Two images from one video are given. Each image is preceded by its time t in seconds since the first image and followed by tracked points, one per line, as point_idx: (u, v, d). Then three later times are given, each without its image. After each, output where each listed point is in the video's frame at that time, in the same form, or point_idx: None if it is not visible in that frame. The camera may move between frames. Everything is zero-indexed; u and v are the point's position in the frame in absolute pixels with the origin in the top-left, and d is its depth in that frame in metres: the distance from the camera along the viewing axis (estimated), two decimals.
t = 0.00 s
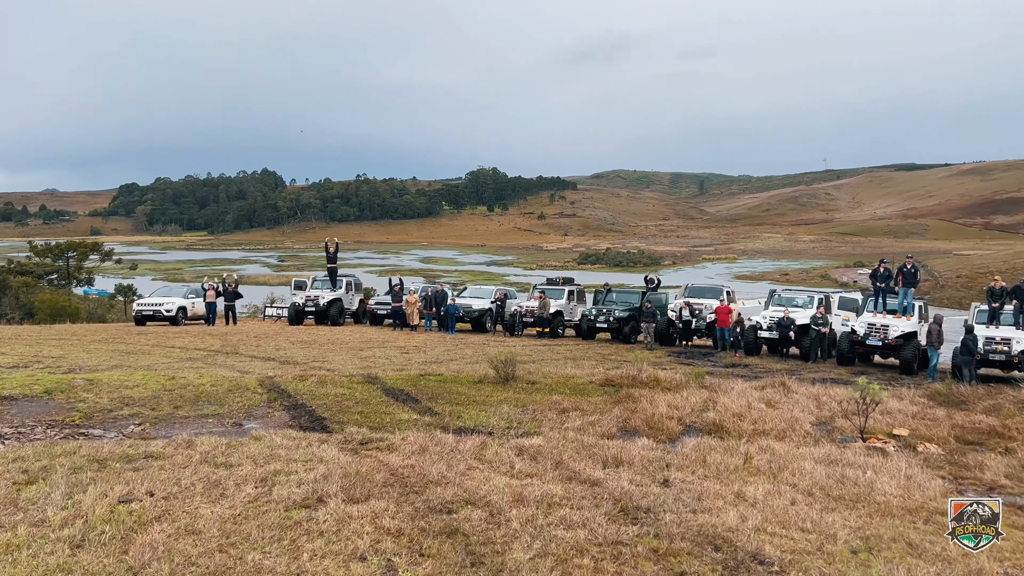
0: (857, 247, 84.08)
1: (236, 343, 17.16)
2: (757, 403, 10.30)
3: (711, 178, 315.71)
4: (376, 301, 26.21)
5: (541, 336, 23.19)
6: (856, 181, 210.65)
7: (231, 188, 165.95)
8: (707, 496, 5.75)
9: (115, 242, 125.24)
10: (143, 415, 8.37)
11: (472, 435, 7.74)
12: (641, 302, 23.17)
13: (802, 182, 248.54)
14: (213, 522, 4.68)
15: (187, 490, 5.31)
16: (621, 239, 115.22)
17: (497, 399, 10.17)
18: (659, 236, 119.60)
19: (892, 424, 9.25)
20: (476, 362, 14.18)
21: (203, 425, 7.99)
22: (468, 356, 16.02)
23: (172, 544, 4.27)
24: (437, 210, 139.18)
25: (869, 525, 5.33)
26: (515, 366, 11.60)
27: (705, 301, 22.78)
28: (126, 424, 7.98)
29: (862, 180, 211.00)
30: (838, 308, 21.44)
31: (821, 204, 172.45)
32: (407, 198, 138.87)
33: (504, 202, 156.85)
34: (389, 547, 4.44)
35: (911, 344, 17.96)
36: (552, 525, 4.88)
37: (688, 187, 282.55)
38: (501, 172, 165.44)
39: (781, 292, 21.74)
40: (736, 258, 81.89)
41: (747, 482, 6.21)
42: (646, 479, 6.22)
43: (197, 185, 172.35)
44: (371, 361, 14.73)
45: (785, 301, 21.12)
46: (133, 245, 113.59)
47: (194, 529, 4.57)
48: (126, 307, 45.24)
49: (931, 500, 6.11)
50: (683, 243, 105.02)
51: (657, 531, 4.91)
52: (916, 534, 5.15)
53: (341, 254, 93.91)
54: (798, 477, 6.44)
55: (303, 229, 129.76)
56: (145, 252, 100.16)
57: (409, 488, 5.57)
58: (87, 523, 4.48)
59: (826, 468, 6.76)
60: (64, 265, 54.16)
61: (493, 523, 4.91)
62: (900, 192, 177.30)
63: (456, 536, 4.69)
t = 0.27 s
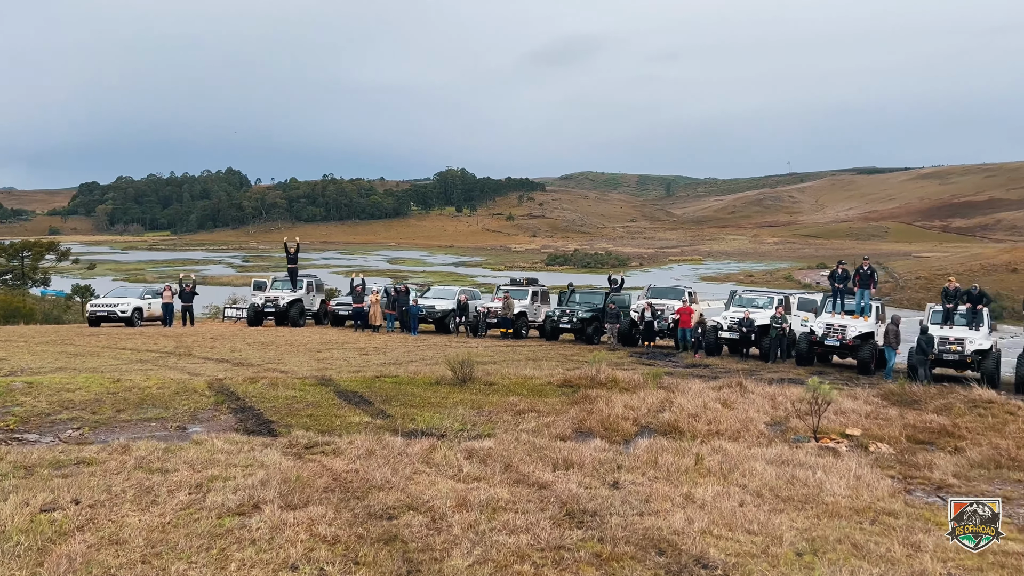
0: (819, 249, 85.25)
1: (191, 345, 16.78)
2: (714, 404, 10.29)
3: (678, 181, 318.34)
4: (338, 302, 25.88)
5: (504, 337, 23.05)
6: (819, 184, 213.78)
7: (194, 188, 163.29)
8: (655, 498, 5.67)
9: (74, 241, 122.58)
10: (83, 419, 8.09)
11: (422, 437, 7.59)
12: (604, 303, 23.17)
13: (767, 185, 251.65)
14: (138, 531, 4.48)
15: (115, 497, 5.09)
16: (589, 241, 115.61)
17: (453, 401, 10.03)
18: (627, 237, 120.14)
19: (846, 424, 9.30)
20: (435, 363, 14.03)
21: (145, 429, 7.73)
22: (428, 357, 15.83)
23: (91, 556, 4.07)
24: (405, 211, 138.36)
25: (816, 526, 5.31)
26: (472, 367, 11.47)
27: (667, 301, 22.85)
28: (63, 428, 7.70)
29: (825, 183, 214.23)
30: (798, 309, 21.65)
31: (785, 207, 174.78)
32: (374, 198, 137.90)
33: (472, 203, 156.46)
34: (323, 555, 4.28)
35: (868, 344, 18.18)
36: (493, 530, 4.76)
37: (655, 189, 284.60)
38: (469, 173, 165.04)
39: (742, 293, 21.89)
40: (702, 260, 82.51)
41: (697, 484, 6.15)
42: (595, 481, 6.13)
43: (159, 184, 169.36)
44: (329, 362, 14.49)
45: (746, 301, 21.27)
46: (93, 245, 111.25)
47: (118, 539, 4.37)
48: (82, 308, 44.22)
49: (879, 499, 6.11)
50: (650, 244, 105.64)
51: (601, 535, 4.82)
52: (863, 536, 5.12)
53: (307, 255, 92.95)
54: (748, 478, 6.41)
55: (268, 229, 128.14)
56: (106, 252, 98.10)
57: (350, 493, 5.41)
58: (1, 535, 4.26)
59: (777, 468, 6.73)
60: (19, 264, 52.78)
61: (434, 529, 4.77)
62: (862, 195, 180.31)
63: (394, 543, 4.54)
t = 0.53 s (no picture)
0: (781, 251, 86.40)
1: (141, 348, 16.35)
2: (669, 405, 10.25)
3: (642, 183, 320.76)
4: (296, 303, 25.47)
5: (465, 338, 22.87)
6: (781, 187, 216.88)
7: (154, 187, 160.28)
8: (601, 502, 5.57)
9: (28, 241, 119.57)
10: (14, 426, 7.76)
11: (369, 441, 7.41)
12: (565, 303, 23.12)
13: (730, 187, 254.62)
14: (54, 545, 4.25)
15: (35, 509, 4.84)
16: (555, 241, 115.78)
17: (405, 403, 9.86)
18: (592, 238, 120.60)
19: (798, 424, 9.32)
20: (391, 365, 13.81)
21: (79, 435, 7.43)
22: (385, 358, 15.62)
23: None
24: (369, 211, 137.35)
25: (762, 529, 5.25)
26: (427, 369, 11.30)
27: (628, 302, 22.89)
28: None
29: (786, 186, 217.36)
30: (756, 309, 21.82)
31: (748, 209, 177.02)
32: (338, 198, 136.66)
33: (438, 203, 155.84)
34: (250, 568, 4.09)
35: (823, 344, 18.39)
36: (432, 538, 4.62)
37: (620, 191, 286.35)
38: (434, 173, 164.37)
39: (701, 294, 21.99)
40: (666, 261, 83.09)
41: (645, 487, 6.07)
42: (542, 485, 6.01)
43: (118, 184, 165.98)
44: (282, 365, 14.20)
45: (705, 302, 21.38)
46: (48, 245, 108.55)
47: (31, 554, 4.14)
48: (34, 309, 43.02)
49: (826, 501, 6.09)
50: (615, 246, 106.16)
51: (543, 542, 4.69)
52: (809, 539, 5.07)
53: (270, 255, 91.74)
54: (697, 480, 6.35)
55: (230, 230, 126.26)
56: (61, 252, 95.74)
57: (285, 502, 5.22)
58: None
59: (726, 470, 6.68)
60: None
61: (370, 538, 4.60)
62: (822, 197, 183.29)
63: (326, 553, 4.37)
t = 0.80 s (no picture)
0: (740, 253, 87.45)
1: (85, 350, 15.85)
2: (622, 405, 10.17)
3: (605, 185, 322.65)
4: (250, 305, 24.95)
5: (422, 339, 22.60)
6: (741, 190, 219.77)
7: (109, 187, 156.77)
8: (545, 504, 5.44)
9: None
10: None
11: (311, 445, 7.19)
12: (524, 304, 23.01)
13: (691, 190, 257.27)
14: None
15: None
16: (518, 243, 115.73)
17: (354, 405, 9.64)
18: (555, 240, 120.81)
19: (749, 424, 9.29)
20: (343, 366, 13.54)
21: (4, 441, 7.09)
22: (338, 360, 15.31)
23: None
24: (331, 212, 135.90)
25: (707, 530, 5.17)
26: (377, 371, 11.08)
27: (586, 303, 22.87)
28: None
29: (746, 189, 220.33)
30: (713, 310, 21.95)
31: (708, 212, 178.97)
32: (299, 199, 135.00)
33: (400, 204, 154.82)
34: None
35: (778, 344, 18.56)
36: (366, 545, 4.44)
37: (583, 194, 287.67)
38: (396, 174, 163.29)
39: (659, 294, 22.05)
40: (628, 263, 83.56)
41: (591, 488, 5.96)
42: (485, 488, 5.86)
43: (71, 184, 161.92)
44: (231, 367, 13.83)
45: (663, 302, 21.45)
46: None
47: None
48: None
49: (773, 500, 6.04)
50: (577, 248, 106.48)
51: (481, 546, 4.55)
52: (754, 540, 5.00)
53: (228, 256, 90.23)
54: (644, 481, 6.25)
55: (187, 230, 123.94)
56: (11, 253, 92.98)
57: (215, 508, 5.00)
58: None
59: (674, 470, 6.60)
60: None
61: (301, 545, 4.42)
62: (780, 200, 186.10)
63: (253, 562, 4.18)
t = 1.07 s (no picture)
0: (699, 255, 88.30)
1: (21, 353, 15.26)
2: (572, 406, 10.04)
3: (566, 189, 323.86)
4: (201, 307, 24.38)
5: (377, 341, 22.28)
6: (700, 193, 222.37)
7: (60, 187, 152.81)
8: (482, 510, 5.28)
9: None
10: None
11: (246, 450, 6.93)
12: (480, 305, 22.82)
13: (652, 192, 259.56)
14: None
15: None
16: (480, 245, 115.46)
17: (297, 409, 9.35)
18: (517, 242, 120.76)
19: (697, 425, 9.24)
20: (291, 369, 13.21)
21: None
22: (287, 363, 14.96)
23: None
24: (289, 213, 134.14)
25: (645, 534, 5.07)
26: (324, 373, 10.80)
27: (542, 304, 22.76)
28: None
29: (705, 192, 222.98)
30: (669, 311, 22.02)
31: (668, 214, 180.65)
32: (257, 200, 133.04)
33: (360, 205, 153.49)
34: None
35: (731, 345, 18.68)
36: (290, 557, 4.24)
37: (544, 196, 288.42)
38: (356, 175, 161.83)
39: (615, 295, 22.04)
40: (589, 265, 83.90)
41: (532, 492, 5.81)
42: (422, 494, 5.68)
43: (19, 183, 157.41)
44: (175, 370, 13.41)
45: (619, 303, 21.48)
46: None
47: None
48: None
49: (716, 502, 5.95)
50: (538, 249, 106.59)
51: (411, 556, 4.38)
52: (695, 544, 4.89)
53: (183, 258, 88.43)
54: (587, 484, 6.12)
55: (141, 231, 121.28)
56: None
57: (131, 520, 4.75)
58: None
59: (617, 473, 6.50)
60: None
61: (223, 559, 4.20)
62: (738, 203, 188.67)
63: None
